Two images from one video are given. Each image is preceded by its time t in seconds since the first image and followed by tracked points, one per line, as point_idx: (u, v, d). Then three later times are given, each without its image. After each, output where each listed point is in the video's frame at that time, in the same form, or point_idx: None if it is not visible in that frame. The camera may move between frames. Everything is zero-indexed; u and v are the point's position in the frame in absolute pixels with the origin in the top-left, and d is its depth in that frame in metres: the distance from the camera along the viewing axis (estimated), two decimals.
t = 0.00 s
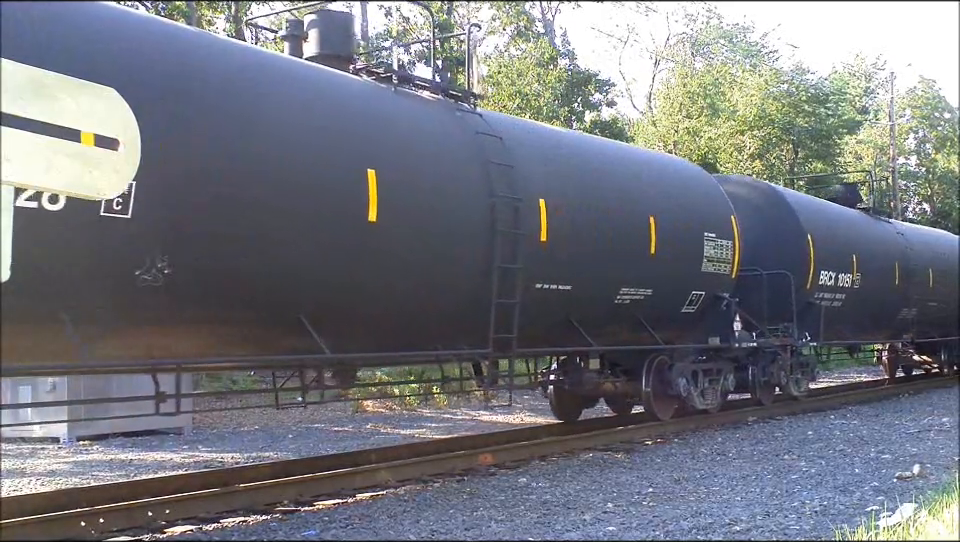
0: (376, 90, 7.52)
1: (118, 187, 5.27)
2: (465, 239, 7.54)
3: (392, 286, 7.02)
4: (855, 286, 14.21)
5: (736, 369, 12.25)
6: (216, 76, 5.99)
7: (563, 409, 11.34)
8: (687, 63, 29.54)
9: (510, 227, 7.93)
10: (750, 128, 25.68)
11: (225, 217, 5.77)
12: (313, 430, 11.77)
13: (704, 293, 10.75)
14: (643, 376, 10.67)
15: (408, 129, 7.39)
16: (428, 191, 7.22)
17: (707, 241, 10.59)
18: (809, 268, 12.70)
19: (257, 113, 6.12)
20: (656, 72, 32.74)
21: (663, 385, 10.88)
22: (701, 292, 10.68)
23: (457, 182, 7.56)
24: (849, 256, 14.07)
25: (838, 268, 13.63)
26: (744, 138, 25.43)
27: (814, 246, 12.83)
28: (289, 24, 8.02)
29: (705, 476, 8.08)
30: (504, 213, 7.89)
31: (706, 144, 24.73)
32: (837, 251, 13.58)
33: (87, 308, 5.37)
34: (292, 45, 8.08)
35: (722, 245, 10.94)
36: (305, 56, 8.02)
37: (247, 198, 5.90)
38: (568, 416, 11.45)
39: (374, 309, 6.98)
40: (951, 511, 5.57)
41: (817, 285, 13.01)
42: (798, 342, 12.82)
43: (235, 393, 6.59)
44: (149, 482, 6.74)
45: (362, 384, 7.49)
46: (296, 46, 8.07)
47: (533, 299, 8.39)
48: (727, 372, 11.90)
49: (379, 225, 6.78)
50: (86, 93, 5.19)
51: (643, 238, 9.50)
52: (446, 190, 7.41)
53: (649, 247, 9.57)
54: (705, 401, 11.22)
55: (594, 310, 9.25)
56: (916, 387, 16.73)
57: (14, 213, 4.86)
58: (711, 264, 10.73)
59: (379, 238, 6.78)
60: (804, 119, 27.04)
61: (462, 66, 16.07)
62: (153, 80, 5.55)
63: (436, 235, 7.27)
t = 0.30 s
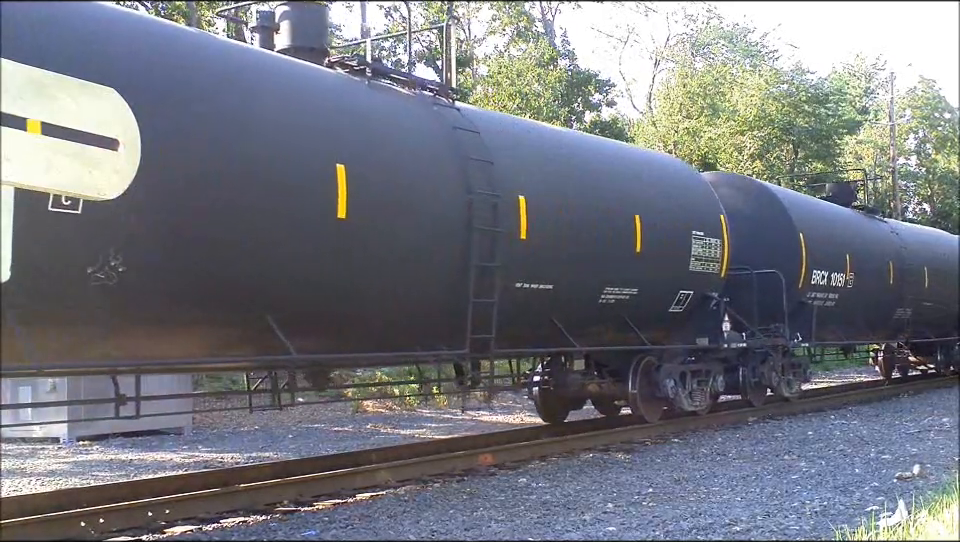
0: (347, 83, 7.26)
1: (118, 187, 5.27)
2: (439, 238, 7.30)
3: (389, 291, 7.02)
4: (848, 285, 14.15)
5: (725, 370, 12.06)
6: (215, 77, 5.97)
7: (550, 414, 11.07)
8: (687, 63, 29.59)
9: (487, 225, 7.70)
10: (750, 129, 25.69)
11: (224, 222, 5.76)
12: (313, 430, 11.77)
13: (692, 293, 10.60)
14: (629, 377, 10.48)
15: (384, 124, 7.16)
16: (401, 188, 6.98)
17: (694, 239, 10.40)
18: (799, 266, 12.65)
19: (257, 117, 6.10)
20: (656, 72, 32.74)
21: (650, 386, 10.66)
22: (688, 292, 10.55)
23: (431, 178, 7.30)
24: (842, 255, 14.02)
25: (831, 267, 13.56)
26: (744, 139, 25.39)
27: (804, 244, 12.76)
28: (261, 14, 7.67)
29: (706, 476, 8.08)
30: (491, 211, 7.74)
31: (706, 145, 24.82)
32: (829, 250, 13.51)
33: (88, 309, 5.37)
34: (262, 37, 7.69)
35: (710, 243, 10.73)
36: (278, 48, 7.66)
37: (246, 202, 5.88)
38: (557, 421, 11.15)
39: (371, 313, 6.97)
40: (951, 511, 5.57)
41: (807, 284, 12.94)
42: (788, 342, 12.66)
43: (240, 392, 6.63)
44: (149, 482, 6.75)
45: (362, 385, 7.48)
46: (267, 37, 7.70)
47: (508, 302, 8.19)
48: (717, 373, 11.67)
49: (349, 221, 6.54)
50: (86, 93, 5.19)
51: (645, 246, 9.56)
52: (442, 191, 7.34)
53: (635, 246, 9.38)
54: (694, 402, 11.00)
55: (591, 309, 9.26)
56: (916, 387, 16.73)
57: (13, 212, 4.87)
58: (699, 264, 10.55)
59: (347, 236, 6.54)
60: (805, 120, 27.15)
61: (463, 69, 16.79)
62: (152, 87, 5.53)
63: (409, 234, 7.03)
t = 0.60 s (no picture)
0: (316, 74, 6.98)
1: (118, 187, 5.27)
2: (412, 236, 7.04)
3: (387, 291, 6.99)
4: (841, 285, 13.99)
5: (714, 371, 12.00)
6: (217, 77, 5.98)
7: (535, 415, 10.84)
8: (687, 63, 29.64)
9: (463, 222, 7.45)
10: (749, 129, 25.51)
11: (222, 225, 5.76)
12: (313, 430, 11.79)
13: (679, 292, 10.39)
14: (616, 378, 10.30)
15: (357, 117, 6.91)
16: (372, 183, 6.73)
17: (681, 237, 10.17)
18: (792, 261, 12.51)
19: (252, 116, 6.05)
20: (656, 72, 32.73)
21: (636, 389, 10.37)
22: (676, 291, 10.33)
23: (404, 171, 7.04)
24: (835, 254, 13.92)
25: (823, 267, 13.41)
26: (744, 139, 25.41)
27: (796, 242, 12.61)
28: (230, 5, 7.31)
29: (706, 476, 8.08)
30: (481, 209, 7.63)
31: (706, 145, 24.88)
32: (823, 250, 13.42)
33: (90, 309, 5.38)
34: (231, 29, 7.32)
35: (699, 242, 10.53)
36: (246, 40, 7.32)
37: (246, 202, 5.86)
38: (543, 422, 10.95)
39: (368, 316, 6.97)
40: (951, 511, 5.57)
41: (800, 283, 12.79)
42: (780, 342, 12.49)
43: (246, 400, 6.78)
44: (150, 482, 6.76)
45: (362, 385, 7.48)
46: (236, 29, 7.35)
47: (483, 302, 7.89)
48: (706, 374, 11.53)
49: (314, 216, 6.28)
50: (86, 93, 5.19)
51: (644, 246, 9.57)
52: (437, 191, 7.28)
53: (619, 244, 9.15)
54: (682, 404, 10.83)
55: (591, 310, 9.26)
56: (916, 387, 16.74)
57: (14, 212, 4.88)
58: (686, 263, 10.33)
59: (316, 232, 6.30)
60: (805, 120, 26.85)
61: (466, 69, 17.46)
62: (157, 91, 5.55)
63: (381, 230, 6.79)
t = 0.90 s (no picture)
0: (286, 66, 6.80)
1: (118, 187, 5.27)
2: (388, 232, 6.86)
3: (384, 291, 6.98)
4: (833, 284, 13.80)
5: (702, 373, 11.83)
6: (215, 77, 5.98)
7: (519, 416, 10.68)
8: (687, 63, 29.64)
9: (437, 218, 7.24)
10: (750, 129, 25.75)
11: (220, 226, 5.74)
12: (313, 430, 11.79)
13: (666, 291, 10.17)
14: (601, 380, 10.08)
15: (327, 109, 6.72)
16: (343, 178, 6.54)
17: (668, 235, 9.96)
18: (783, 259, 12.33)
19: (240, 113, 5.99)
20: (656, 72, 32.67)
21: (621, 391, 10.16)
22: (662, 291, 10.12)
23: (377, 165, 6.85)
24: (829, 253, 13.73)
25: (816, 266, 13.23)
26: (745, 138, 25.38)
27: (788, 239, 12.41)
28: None
29: (706, 476, 8.09)
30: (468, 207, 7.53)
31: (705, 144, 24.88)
32: (815, 249, 13.25)
33: (91, 310, 5.38)
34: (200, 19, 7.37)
35: (686, 240, 10.28)
36: (216, 30, 7.33)
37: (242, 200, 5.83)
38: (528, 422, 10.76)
39: (365, 318, 6.96)
40: (951, 511, 5.58)
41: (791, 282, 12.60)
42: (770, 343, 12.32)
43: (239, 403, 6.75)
44: (151, 482, 6.76)
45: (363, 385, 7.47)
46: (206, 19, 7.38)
47: (459, 302, 7.67)
48: (694, 374, 11.26)
49: (280, 211, 6.08)
50: (86, 94, 5.19)
51: (645, 247, 9.56)
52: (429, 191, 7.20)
53: (603, 241, 8.92)
54: (669, 406, 10.58)
55: (591, 310, 9.28)
56: (915, 387, 16.75)
57: (14, 212, 4.89)
58: (673, 261, 10.10)
59: (282, 228, 6.10)
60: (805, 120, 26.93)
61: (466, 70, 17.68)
62: (162, 91, 5.58)
63: (353, 224, 6.60)
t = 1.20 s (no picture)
0: (253, 57, 6.53)
1: (119, 187, 5.27)
2: (356, 228, 6.61)
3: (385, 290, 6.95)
4: (826, 282, 13.64)
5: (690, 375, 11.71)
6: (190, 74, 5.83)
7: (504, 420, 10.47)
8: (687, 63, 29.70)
9: (409, 215, 7.00)
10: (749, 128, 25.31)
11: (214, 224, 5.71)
12: (313, 430, 11.80)
13: (651, 292, 10.03)
14: (585, 381, 9.80)
15: (293, 100, 6.45)
16: (314, 175, 6.33)
17: (654, 234, 9.82)
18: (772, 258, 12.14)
19: (213, 110, 5.82)
20: (655, 72, 32.63)
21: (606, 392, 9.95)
22: (648, 290, 9.98)
23: (350, 161, 6.62)
24: (819, 251, 13.50)
25: (807, 265, 13.07)
26: (745, 139, 25.41)
27: (777, 238, 12.16)
28: None
29: (706, 476, 8.09)
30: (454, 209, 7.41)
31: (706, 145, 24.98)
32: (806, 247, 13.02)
33: (92, 311, 5.38)
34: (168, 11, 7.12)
35: (671, 238, 10.14)
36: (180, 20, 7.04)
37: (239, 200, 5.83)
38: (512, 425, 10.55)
39: (361, 321, 6.95)
40: (951, 511, 5.58)
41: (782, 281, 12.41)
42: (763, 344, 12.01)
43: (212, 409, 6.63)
44: (150, 482, 6.75)
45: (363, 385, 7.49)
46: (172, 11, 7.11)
47: (442, 301, 7.53)
48: (682, 376, 10.97)
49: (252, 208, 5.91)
50: (86, 94, 5.19)
51: (641, 247, 9.61)
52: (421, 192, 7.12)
53: (586, 241, 8.79)
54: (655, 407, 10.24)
55: (589, 311, 9.33)
56: (915, 387, 16.77)
57: (14, 212, 4.89)
58: (659, 260, 9.95)
59: (252, 226, 5.92)
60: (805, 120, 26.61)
61: (467, 70, 17.71)
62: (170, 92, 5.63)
63: (321, 222, 6.36)
